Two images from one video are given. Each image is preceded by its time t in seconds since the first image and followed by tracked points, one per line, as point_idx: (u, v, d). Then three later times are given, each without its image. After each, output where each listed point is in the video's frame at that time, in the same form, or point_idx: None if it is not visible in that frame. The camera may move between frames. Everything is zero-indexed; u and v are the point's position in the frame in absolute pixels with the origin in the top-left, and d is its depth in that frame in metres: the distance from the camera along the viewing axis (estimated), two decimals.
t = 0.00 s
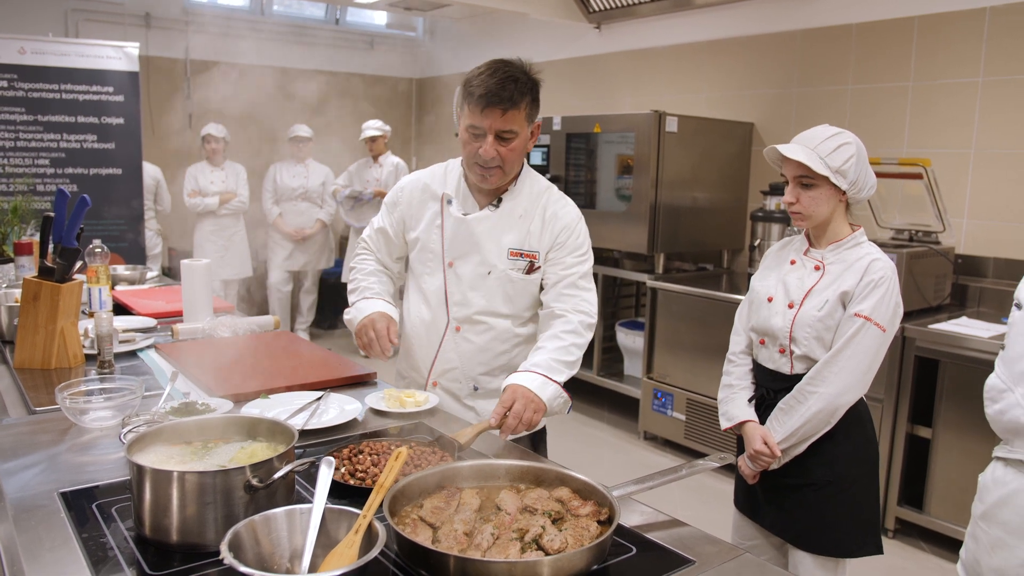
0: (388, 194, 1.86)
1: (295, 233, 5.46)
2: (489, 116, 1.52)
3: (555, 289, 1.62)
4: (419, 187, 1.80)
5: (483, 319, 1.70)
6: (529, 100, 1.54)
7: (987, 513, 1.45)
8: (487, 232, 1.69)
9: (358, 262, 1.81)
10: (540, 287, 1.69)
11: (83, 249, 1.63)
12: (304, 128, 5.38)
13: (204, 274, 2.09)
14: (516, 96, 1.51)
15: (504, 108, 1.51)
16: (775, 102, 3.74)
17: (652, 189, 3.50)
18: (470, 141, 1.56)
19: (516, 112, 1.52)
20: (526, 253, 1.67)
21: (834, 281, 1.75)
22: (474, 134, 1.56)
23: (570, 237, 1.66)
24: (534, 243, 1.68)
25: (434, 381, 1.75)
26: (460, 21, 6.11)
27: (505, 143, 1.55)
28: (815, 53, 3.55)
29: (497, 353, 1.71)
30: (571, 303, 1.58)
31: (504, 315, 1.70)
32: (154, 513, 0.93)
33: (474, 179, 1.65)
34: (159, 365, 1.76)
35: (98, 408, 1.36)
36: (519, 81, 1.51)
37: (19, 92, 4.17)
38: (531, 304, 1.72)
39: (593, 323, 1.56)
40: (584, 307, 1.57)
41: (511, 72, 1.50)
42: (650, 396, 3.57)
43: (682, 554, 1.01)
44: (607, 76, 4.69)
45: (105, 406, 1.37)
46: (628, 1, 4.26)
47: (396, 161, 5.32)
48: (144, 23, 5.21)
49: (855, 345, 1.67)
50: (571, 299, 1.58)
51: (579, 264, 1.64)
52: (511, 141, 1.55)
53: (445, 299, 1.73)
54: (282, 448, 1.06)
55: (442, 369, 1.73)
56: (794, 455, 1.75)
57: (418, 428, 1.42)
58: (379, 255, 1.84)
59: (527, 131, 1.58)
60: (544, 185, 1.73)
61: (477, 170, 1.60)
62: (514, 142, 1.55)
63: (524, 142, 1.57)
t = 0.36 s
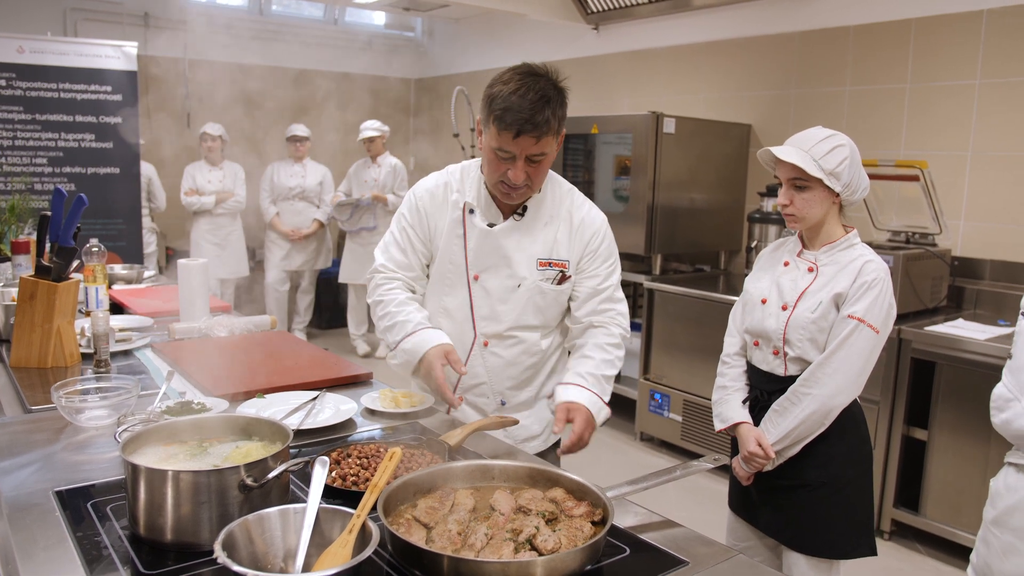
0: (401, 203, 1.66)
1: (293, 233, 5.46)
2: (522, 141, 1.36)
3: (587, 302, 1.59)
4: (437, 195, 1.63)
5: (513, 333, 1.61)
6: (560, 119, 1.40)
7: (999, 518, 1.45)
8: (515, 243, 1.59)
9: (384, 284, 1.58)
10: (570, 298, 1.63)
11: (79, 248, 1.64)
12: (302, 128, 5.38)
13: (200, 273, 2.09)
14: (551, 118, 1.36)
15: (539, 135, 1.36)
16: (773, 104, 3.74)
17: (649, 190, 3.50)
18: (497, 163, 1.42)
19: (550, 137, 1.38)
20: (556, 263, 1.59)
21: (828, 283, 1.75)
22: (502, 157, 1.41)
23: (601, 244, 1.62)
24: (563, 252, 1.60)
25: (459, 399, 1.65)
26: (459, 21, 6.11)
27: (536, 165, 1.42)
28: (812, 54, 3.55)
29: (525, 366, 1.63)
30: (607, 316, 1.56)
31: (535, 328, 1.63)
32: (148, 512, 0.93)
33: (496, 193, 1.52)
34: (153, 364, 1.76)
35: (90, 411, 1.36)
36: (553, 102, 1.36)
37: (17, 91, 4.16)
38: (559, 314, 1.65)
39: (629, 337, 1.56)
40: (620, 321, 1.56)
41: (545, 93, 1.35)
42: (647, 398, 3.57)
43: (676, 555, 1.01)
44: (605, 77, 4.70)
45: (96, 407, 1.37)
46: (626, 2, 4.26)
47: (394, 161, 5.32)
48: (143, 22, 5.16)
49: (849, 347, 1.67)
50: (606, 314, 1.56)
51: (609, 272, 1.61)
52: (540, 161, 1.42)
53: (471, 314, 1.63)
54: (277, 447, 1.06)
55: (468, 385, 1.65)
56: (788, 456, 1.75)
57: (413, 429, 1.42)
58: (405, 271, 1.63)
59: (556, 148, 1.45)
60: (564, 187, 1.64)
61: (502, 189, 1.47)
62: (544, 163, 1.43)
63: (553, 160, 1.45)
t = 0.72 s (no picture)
0: (423, 207, 1.63)
1: (294, 233, 5.46)
2: (558, 165, 1.34)
3: (593, 316, 1.59)
4: (463, 201, 1.62)
5: (535, 347, 1.62)
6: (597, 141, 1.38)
7: None
8: (539, 257, 1.59)
9: (414, 299, 1.57)
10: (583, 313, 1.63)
11: (81, 247, 1.64)
12: (303, 128, 5.39)
13: (201, 273, 2.10)
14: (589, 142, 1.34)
15: (576, 159, 1.34)
16: (774, 105, 3.74)
17: (650, 191, 3.51)
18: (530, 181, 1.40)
19: (586, 160, 1.36)
20: (576, 277, 1.60)
21: (826, 284, 1.75)
22: (535, 176, 1.39)
23: (616, 257, 1.62)
24: (583, 264, 1.61)
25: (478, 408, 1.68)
26: (459, 22, 6.12)
27: (568, 186, 1.40)
28: (813, 56, 3.56)
29: (545, 378, 1.66)
30: (610, 332, 1.57)
31: (553, 340, 1.64)
32: (148, 511, 0.94)
33: (522, 207, 1.50)
34: (154, 364, 1.76)
35: (91, 410, 1.37)
36: (594, 126, 1.34)
37: (20, 90, 4.17)
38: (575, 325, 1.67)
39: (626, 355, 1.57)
40: (620, 337, 1.57)
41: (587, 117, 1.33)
42: (647, 398, 3.57)
43: (674, 555, 1.02)
44: (606, 78, 4.70)
45: (98, 406, 1.37)
46: (627, 3, 4.26)
47: (395, 161, 5.32)
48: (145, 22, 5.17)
49: (848, 347, 1.67)
50: (610, 331, 1.57)
51: (619, 287, 1.61)
52: (573, 182, 1.40)
53: (492, 326, 1.63)
54: (276, 446, 1.06)
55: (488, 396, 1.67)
56: (786, 456, 1.75)
57: (413, 428, 1.42)
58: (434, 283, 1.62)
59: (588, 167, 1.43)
60: (586, 198, 1.64)
61: (530, 205, 1.46)
62: (576, 184, 1.41)
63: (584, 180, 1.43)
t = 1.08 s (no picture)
0: (437, 208, 1.63)
1: (296, 233, 5.46)
2: (542, 150, 1.37)
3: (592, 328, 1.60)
4: (475, 206, 1.62)
5: (538, 358, 1.62)
6: (590, 134, 1.39)
7: None
8: (548, 267, 1.59)
9: (419, 301, 1.58)
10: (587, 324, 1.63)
11: (83, 247, 1.65)
12: (305, 128, 5.40)
13: (203, 273, 2.10)
14: (575, 128, 1.35)
15: (559, 144, 1.35)
16: (777, 106, 3.74)
17: (651, 192, 3.51)
18: (524, 173, 1.43)
19: (574, 148, 1.36)
20: (582, 288, 1.59)
21: (827, 286, 1.76)
22: (529, 167, 1.42)
23: (622, 271, 1.61)
24: (590, 276, 1.60)
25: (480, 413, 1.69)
26: (462, 23, 6.13)
27: (560, 178, 1.40)
28: (815, 58, 3.56)
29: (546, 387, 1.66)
30: (603, 345, 1.59)
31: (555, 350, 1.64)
32: (149, 510, 0.94)
33: (531, 210, 1.52)
34: (156, 364, 1.77)
35: (94, 409, 1.38)
36: (581, 113, 1.36)
37: (23, 91, 4.18)
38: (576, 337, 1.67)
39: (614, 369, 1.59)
40: (612, 352, 1.59)
41: (573, 102, 1.35)
42: (648, 399, 3.57)
43: (672, 556, 1.02)
44: (608, 80, 4.70)
45: (100, 405, 1.38)
46: (629, 4, 4.27)
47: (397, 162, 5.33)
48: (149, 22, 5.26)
49: (848, 348, 1.67)
50: (602, 344, 1.59)
51: (622, 304, 1.62)
52: (567, 176, 1.40)
53: (498, 333, 1.63)
54: (277, 446, 1.07)
55: (490, 402, 1.68)
56: (787, 458, 1.75)
57: (414, 429, 1.43)
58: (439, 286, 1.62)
59: (589, 166, 1.43)
60: (599, 211, 1.64)
61: (531, 203, 1.47)
62: (571, 178, 1.41)
63: (584, 178, 1.42)
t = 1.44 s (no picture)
0: (440, 210, 1.64)
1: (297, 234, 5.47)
2: (533, 138, 1.38)
3: (593, 327, 1.61)
4: (477, 206, 1.62)
5: (541, 357, 1.62)
6: (582, 123, 1.39)
7: None
8: (550, 266, 1.59)
9: (422, 303, 1.58)
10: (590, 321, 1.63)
11: (83, 246, 1.65)
12: (306, 128, 5.41)
13: (204, 272, 2.10)
14: (565, 116, 1.36)
15: (549, 131, 1.36)
16: (777, 107, 3.74)
17: (652, 193, 3.51)
18: (519, 165, 1.44)
19: (564, 136, 1.37)
20: (583, 287, 1.59)
21: (827, 287, 1.76)
22: (523, 159, 1.43)
23: (624, 270, 1.61)
24: (592, 275, 1.60)
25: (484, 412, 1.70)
26: (463, 24, 6.13)
27: (553, 167, 1.39)
28: (816, 58, 3.56)
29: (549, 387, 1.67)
30: (604, 344, 1.59)
31: (556, 349, 1.64)
32: (148, 508, 0.94)
33: (528, 206, 1.50)
34: (157, 363, 1.77)
35: (94, 407, 1.38)
36: (571, 101, 1.37)
37: (25, 90, 4.18)
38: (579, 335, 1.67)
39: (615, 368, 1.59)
40: (613, 351, 1.59)
41: (562, 91, 1.37)
42: (649, 400, 3.57)
43: (671, 556, 1.02)
44: (610, 81, 4.70)
45: (100, 404, 1.39)
46: (631, 5, 4.27)
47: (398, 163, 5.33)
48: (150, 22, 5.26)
49: (849, 350, 1.68)
50: (603, 343, 1.59)
51: (624, 303, 1.62)
52: (560, 165, 1.39)
53: (501, 332, 1.64)
54: (276, 446, 1.07)
55: (494, 402, 1.68)
56: (787, 459, 1.75)
57: (414, 429, 1.43)
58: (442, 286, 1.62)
59: (582, 157, 1.42)
60: (601, 209, 1.65)
61: (526, 197, 1.46)
62: (565, 168, 1.40)
63: (578, 168, 1.41)
